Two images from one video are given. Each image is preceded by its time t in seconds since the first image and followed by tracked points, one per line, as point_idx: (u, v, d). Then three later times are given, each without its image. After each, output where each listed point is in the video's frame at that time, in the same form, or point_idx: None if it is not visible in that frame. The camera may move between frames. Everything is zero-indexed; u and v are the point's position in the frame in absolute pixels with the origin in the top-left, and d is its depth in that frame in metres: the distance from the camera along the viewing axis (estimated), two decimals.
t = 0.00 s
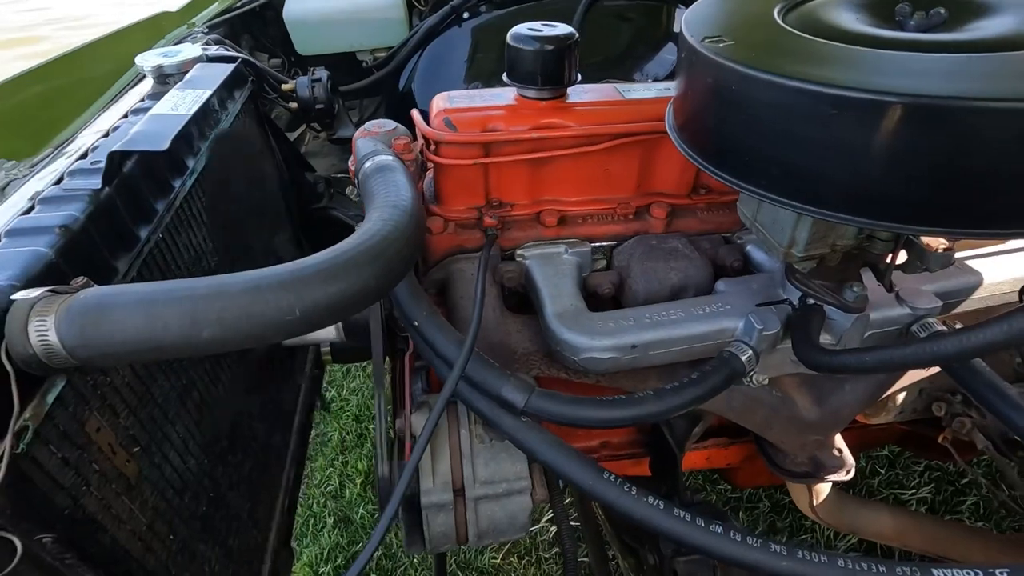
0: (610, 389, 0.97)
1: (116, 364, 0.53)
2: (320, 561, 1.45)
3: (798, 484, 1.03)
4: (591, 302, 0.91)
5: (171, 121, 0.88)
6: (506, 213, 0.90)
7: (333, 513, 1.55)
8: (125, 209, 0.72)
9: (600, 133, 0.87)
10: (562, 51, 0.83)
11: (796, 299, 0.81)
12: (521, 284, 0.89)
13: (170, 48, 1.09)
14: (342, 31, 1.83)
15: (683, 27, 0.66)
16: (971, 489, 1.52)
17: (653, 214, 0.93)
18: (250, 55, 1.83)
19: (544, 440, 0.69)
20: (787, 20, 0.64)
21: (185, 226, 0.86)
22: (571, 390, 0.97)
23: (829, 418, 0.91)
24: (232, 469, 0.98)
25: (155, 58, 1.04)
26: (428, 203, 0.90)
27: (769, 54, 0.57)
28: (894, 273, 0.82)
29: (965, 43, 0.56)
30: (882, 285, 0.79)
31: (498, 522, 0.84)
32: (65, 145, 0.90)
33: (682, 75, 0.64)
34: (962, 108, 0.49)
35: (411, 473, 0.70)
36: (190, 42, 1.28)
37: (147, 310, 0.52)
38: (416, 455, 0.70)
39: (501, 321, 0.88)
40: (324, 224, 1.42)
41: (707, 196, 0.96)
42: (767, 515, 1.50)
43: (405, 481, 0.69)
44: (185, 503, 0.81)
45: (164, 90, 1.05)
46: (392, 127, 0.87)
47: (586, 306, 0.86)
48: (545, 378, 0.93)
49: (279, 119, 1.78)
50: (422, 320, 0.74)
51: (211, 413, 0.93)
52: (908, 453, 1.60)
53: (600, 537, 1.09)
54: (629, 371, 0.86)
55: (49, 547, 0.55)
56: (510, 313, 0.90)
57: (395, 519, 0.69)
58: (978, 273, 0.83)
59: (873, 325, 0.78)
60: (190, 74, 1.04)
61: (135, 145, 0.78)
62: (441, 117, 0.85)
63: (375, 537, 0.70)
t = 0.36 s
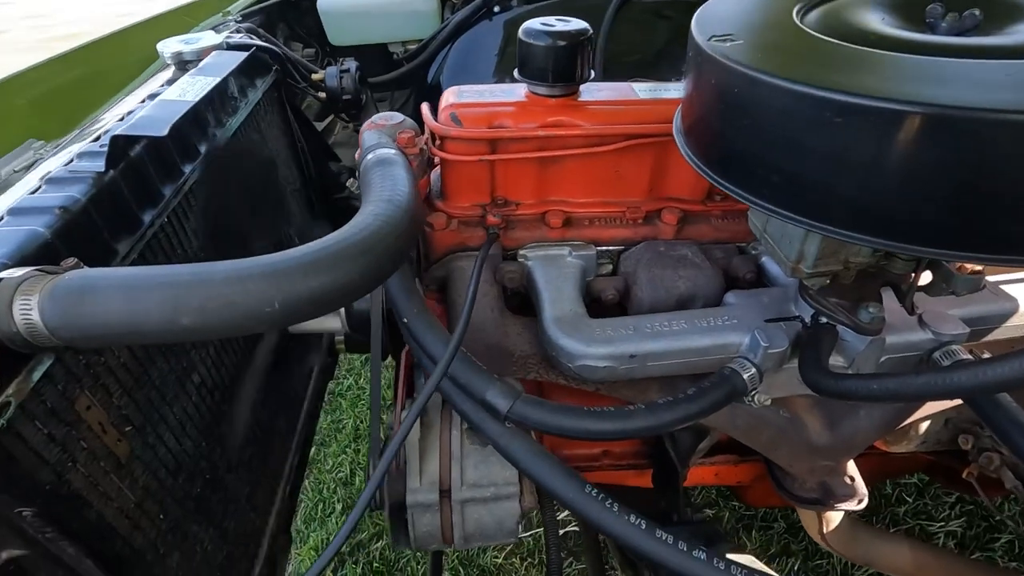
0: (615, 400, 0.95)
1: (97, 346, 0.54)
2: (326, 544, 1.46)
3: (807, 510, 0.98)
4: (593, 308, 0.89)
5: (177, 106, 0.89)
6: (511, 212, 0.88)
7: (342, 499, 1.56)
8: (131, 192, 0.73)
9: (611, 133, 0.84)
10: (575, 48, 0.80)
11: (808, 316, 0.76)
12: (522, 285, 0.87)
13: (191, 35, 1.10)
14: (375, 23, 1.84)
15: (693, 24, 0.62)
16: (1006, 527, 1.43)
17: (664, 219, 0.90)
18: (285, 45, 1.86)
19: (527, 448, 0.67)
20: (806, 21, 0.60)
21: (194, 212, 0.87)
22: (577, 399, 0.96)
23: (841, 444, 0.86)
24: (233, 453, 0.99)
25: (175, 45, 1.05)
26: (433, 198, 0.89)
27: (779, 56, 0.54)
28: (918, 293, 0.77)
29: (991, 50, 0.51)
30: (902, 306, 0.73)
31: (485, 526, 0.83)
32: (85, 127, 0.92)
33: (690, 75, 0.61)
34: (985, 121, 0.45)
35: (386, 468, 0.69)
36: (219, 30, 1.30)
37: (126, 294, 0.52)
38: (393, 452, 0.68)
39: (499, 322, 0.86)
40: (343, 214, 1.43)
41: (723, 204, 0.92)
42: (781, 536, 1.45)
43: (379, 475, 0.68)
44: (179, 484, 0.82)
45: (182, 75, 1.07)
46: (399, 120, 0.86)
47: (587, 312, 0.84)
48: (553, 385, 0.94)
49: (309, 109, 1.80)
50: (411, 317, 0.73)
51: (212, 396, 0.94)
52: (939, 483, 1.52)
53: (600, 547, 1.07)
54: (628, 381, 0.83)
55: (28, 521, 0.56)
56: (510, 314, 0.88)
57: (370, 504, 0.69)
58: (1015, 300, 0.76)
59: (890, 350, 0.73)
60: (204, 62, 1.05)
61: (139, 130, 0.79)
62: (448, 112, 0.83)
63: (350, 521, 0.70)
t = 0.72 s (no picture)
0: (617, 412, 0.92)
1: (78, 326, 0.55)
2: (331, 529, 1.46)
3: (814, 539, 0.92)
4: (594, 314, 0.86)
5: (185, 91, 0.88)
6: (514, 211, 0.86)
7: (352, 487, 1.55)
8: (136, 174, 0.75)
9: (621, 134, 0.81)
10: (586, 43, 0.78)
11: (818, 337, 0.72)
12: (522, 286, 0.85)
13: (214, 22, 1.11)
14: (407, 15, 1.84)
15: (700, 21, 0.59)
16: None
17: (673, 226, 0.86)
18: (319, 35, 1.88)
19: (507, 455, 0.65)
20: (823, 21, 0.56)
21: (202, 196, 0.88)
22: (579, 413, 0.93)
23: (851, 472, 0.81)
24: (234, 435, 1.00)
25: (196, 31, 1.06)
26: (437, 193, 0.88)
27: (786, 58, 0.50)
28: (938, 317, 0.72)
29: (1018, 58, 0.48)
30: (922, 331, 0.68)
31: (470, 529, 0.81)
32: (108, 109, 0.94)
33: (695, 74, 0.58)
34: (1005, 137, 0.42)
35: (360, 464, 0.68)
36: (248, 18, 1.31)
37: (105, 277, 0.53)
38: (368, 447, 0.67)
39: (496, 323, 0.84)
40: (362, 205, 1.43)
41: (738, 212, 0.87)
42: (795, 559, 1.38)
43: (352, 467, 0.66)
44: (173, 464, 0.84)
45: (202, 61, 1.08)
46: (406, 112, 0.85)
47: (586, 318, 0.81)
48: (557, 393, 0.91)
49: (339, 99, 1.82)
50: (399, 315, 0.74)
51: (214, 379, 0.95)
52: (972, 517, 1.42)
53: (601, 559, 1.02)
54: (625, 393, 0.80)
55: (11, 492, 0.58)
56: (508, 314, 0.86)
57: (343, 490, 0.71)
58: None
59: (906, 378, 0.68)
60: (218, 48, 1.05)
61: (144, 114, 0.79)
62: (454, 106, 0.82)
63: (325, 503, 0.70)
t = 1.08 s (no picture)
0: (642, 429, 0.91)
1: (119, 315, 0.57)
2: (353, 519, 1.49)
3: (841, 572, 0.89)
4: (622, 326, 0.85)
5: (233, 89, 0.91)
6: (546, 219, 0.86)
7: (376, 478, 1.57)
8: (182, 169, 0.77)
9: (658, 146, 0.80)
10: (627, 52, 0.76)
11: (855, 365, 0.69)
12: (549, 294, 0.84)
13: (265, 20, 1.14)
14: (452, 14, 1.85)
15: (746, 34, 0.58)
16: None
17: (708, 241, 0.84)
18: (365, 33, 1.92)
19: (525, 466, 0.65)
20: (875, 40, 0.54)
21: (243, 191, 0.91)
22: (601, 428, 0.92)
23: (883, 508, 0.77)
24: (262, 423, 1.03)
25: (246, 29, 1.08)
26: (470, 198, 0.88)
27: (833, 79, 0.48)
28: (989, 352, 0.68)
29: None
30: (968, 365, 0.65)
31: (485, 535, 0.82)
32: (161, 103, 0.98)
33: (737, 89, 0.56)
34: None
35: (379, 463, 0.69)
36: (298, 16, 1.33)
37: (146, 269, 0.55)
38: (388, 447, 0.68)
39: (522, 331, 0.84)
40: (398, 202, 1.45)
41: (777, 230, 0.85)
42: None
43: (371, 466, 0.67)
44: (204, 449, 0.87)
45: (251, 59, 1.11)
46: (443, 116, 0.85)
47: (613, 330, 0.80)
48: (580, 404, 0.90)
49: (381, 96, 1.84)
50: (425, 318, 0.75)
51: (246, 367, 0.98)
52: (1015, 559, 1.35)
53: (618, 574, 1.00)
54: (648, 409, 0.79)
55: (51, 469, 0.61)
56: (535, 322, 0.85)
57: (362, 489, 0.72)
58: None
59: (948, 415, 0.64)
60: (266, 46, 1.07)
61: (192, 111, 0.82)
62: (491, 111, 0.82)
63: (345, 498, 0.72)
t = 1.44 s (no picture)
0: (659, 442, 0.88)
1: (142, 293, 0.58)
2: (370, 508, 1.50)
3: None
4: (644, 334, 0.82)
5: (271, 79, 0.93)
6: (571, 220, 0.84)
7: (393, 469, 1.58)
8: (216, 154, 0.79)
9: (691, 150, 0.77)
10: (663, 52, 0.74)
11: (889, 391, 0.65)
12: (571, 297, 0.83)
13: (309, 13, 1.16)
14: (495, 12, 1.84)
15: (786, 35, 0.55)
16: None
17: (739, 251, 0.81)
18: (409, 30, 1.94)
19: (531, 470, 0.64)
20: (927, 43, 0.51)
21: (276, 179, 0.93)
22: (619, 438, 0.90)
23: (913, 544, 0.73)
24: (282, 408, 1.05)
25: (288, 22, 1.09)
26: (496, 195, 0.87)
27: (877, 83, 0.45)
28: None
29: None
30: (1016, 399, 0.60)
31: (491, 536, 0.81)
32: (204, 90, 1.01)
33: (773, 92, 0.53)
34: None
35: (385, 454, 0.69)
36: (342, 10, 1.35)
37: (169, 250, 0.56)
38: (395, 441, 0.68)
39: (540, 332, 0.82)
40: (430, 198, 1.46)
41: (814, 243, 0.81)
42: None
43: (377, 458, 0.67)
44: (223, 428, 0.89)
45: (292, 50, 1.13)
46: (473, 112, 0.85)
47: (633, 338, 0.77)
48: (597, 411, 0.88)
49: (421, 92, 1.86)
50: (441, 314, 0.74)
51: (270, 352, 1.00)
52: None
53: None
54: (665, 421, 0.76)
55: (72, 437, 0.63)
56: (554, 324, 0.84)
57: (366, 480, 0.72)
58: None
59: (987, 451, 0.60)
60: (305, 37, 1.08)
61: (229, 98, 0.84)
62: (521, 108, 0.81)
63: (348, 487, 0.73)
